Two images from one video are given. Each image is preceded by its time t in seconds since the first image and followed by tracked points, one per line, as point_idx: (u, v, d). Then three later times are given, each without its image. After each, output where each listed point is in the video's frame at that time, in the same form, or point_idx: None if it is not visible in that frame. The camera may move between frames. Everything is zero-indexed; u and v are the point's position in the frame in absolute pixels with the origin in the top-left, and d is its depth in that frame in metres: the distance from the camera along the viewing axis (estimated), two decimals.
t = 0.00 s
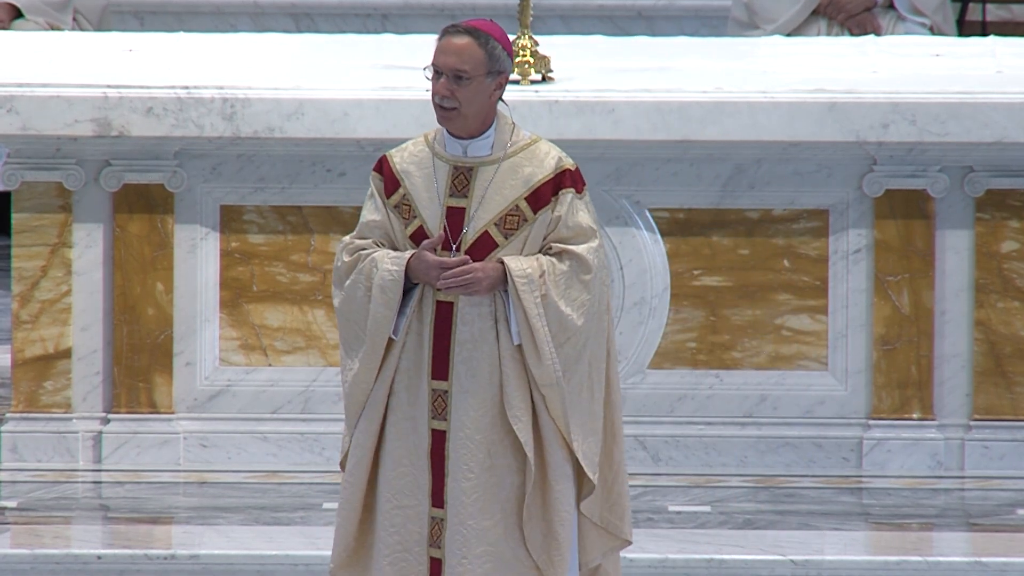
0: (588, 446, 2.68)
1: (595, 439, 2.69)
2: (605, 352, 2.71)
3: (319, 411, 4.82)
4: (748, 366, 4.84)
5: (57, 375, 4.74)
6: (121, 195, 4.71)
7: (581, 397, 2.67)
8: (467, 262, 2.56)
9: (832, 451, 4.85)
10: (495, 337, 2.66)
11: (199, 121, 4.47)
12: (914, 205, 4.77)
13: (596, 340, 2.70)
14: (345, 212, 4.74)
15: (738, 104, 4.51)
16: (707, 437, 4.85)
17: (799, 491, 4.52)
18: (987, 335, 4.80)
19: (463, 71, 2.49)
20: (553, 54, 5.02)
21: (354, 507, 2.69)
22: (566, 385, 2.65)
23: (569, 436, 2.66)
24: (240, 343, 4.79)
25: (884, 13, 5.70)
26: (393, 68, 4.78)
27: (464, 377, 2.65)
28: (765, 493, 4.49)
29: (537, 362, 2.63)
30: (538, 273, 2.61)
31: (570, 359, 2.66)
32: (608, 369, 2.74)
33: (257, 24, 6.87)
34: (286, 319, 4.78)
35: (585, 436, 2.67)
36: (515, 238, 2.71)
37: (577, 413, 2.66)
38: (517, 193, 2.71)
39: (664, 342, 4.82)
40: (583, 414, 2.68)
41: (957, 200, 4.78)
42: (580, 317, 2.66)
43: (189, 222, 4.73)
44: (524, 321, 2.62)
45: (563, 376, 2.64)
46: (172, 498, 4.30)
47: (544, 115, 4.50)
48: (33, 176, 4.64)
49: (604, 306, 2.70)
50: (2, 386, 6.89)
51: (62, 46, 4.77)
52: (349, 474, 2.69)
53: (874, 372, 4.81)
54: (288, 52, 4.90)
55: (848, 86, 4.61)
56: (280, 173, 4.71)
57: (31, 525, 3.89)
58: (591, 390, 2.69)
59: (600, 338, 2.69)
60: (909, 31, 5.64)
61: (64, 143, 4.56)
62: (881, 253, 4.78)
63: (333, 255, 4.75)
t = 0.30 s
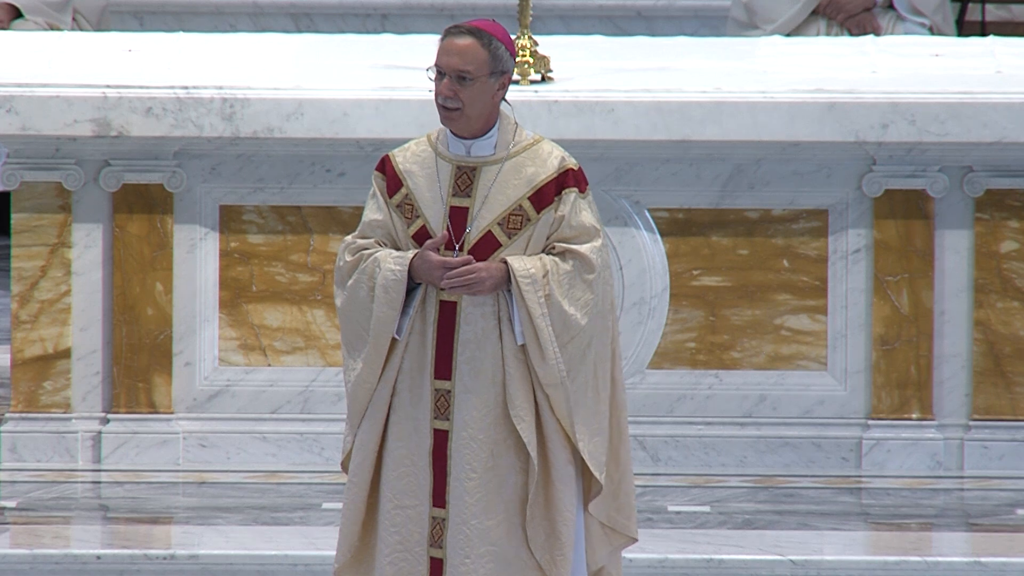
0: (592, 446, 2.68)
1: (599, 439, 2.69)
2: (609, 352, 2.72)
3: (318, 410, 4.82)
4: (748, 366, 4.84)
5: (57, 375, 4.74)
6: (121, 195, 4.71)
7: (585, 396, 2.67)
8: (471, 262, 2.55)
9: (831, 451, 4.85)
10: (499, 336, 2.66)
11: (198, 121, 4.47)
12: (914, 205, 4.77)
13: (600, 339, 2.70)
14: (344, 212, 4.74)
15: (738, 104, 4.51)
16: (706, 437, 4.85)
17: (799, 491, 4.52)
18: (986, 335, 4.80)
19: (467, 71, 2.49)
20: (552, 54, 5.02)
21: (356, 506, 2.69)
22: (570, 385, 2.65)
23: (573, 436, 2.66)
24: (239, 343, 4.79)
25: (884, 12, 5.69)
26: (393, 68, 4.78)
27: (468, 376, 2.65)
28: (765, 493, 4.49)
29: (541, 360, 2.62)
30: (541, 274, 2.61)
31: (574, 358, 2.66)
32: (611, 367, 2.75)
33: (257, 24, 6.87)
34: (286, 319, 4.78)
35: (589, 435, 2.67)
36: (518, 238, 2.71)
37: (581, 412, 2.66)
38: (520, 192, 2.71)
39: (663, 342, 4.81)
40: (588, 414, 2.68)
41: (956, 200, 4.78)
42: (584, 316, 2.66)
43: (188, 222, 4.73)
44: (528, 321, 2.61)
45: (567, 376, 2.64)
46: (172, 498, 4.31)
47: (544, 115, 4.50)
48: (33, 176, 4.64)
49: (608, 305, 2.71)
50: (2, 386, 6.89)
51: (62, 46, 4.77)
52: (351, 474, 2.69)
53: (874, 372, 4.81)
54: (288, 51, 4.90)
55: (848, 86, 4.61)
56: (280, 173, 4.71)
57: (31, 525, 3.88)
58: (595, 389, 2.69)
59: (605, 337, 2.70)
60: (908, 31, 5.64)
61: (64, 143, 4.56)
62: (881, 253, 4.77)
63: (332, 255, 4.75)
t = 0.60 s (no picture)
0: (595, 445, 2.67)
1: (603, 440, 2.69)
2: (614, 352, 2.71)
3: (318, 411, 4.83)
4: (748, 366, 4.84)
5: (57, 375, 4.74)
6: (121, 195, 4.71)
7: (589, 396, 2.67)
8: (475, 261, 2.56)
9: (831, 452, 4.85)
10: (503, 336, 2.66)
11: (198, 121, 4.47)
12: (914, 205, 4.77)
13: (604, 339, 2.69)
14: (344, 212, 4.74)
15: (738, 104, 4.51)
16: (706, 437, 4.85)
17: (799, 491, 4.52)
18: (986, 335, 4.80)
19: (471, 71, 2.49)
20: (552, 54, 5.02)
21: (358, 505, 2.69)
22: (574, 385, 2.65)
23: (577, 436, 2.65)
24: (239, 343, 4.79)
25: (884, 12, 5.68)
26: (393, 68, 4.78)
27: (471, 376, 2.65)
28: (765, 493, 4.50)
29: (545, 359, 2.62)
30: (545, 274, 2.61)
31: (578, 358, 2.66)
32: (615, 367, 2.74)
33: (257, 24, 6.87)
34: (286, 319, 4.78)
35: (593, 435, 2.67)
36: (521, 238, 2.71)
37: (585, 412, 2.66)
38: (523, 192, 2.71)
39: (663, 342, 4.81)
40: (592, 414, 2.67)
41: (956, 200, 4.78)
42: (587, 316, 2.66)
43: (189, 222, 4.73)
44: (532, 321, 2.61)
45: (570, 376, 2.64)
46: (172, 498, 4.31)
47: (544, 115, 4.50)
48: (33, 176, 4.64)
49: (612, 305, 2.70)
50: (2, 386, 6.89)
51: (62, 46, 4.77)
52: (354, 474, 2.69)
53: (874, 372, 4.81)
54: (288, 51, 4.91)
55: (848, 86, 4.61)
56: (280, 173, 4.71)
57: (31, 525, 3.89)
58: (600, 390, 2.69)
59: (609, 337, 2.69)
60: (908, 31, 5.64)
61: (64, 143, 4.56)
62: (881, 253, 4.78)
63: (333, 255, 4.75)
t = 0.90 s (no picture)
0: (597, 445, 2.67)
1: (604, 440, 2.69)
2: (614, 352, 2.71)
3: (318, 410, 4.83)
4: (748, 366, 4.84)
5: (56, 375, 4.74)
6: (121, 195, 4.71)
7: (591, 396, 2.67)
8: (476, 262, 2.56)
9: (831, 452, 4.85)
10: (504, 336, 2.66)
11: (198, 121, 4.47)
12: (914, 205, 4.77)
13: (606, 338, 2.69)
14: (344, 212, 4.74)
15: (738, 104, 4.51)
16: (706, 437, 4.85)
17: (799, 491, 4.53)
18: (986, 335, 4.80)
19: (472, 71, 2.49)
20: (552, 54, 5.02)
21: (360, 505, 2.69)
22: (575, 385, 2.65)
23: (578, 436, 2.65)
24: (239, 343, 4.79)
25: (884, 12, 5.68)
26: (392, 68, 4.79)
27: (472, 376, 2.65)
28: (764, 493, 4.50)
29: (546, 358, 2.62)
30: (547, 275, 2.61)
31: (579, 357, 2.65)
32: (616, 367, 2.74)
33: (257, 24, 6.87)
34: (286, 319, 4.78)
35: (594, 435, 2.66)
36: (522, 238, 2.71)
37: (586, 412, 2.66)
38: (524, 192, 2.71)
39: (663, 342, 4.82)
40: (593, 414, 2.67)
41: (956, 200, 4.78)
42: (589, 315, 2.66)
43: (188, 222, 4.73)
44: (533, 321, 2.61)
45: (571, 376, 2.64)
46: (172, 498, 4.31)
47: (544, 115, 4.50)
48: (32, 176, 4.63)
49: (613, 304, 2.71)
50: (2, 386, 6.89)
51: (62, 47, 4.77)
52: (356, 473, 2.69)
53: (874, 372, 4.81)
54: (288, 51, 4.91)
55: (847, 86, 4.61)
56: (280, 173, 4.71)
57: (31, 525, 3.89)
58: (600, 389, 2.69)
59: (610, 336, 2.70)
60: (908, 31, 5.63)
61: (64, 143, 4.56)
62: (881, 253, 4.78)
63: (333, 255, 4.75)
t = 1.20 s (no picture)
0: (597, 445, 2.67)
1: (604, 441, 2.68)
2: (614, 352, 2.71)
3: (318, 410, 4.83)
4: (748, 366, 4.84)
5: (56, 375, 4.74)
6: (121, 195, 4.71)
7: (590, 396, 2.67)
8: (475, 261, 2.55)
9: (831, 452, 4.85)
10: (505, 335, 2.66)
11: (198, 121, 4.47)
12: (913, 205, 4.77)
13: (606, 338, 2.70)
14: (344, 212, 4.74)
15: (737, 104, 4.51)
16: (706, 437, 4.85)
17: (798, 491, 4.53)
18: (986, 335, 4.80)
19: (472, 71, 2.49)
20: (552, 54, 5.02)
21: (360, 505, 2.69)
22: (574, 384, 2.65)
23: (578, 436, 2.65)
24: (239, 343, 4.79)
25: (884, 12, 5.68)
26: (392, 68, 4.79)
27: (472, 376, 2.65)
28: (764, 493, 4.50)
29: (545, 357, 2.62)
30: (547, 275, 2.61)
31: (579, 356, 2.65)
32: (616, 367, 2.74)
33: (256, 24, 6.87)
34: (285, 319, 4.78)
35: (593, 434, 2.66)
36: (522, 238, 2.71)
37: (586, 411, 2.66)
38: (524, 192, 2.71)
39: (663, 342, 4.81)
40: (593, 414, 2.67)
41: (956, 200, 4.78)
42: (589, 315, 2.66)
43: (188, 222, 4.73)
44: (533, 321, 2.61)
45: (571, 376, 2.64)
46: (171, 498, 4.31)
47: (544, 115, 4.50)
48: (32, 176, 4.63)
49: (613, 303, 2.71)
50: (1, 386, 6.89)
51: (61, 47, 4.77)
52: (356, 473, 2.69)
53: (874, 372, 4.81)
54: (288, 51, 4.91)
55: (847, 86, 4.61)
56: (279, 173, 4.71)
57: (30, 525, 3.89)
58: (600, 389, 2.69)
59: (610, 335, 2.70)
60: (908, 31, 5.63)
61: (64, 143, 4.56)
62: (881, 253, 4.78)
63: (332, 255, 4.75)
